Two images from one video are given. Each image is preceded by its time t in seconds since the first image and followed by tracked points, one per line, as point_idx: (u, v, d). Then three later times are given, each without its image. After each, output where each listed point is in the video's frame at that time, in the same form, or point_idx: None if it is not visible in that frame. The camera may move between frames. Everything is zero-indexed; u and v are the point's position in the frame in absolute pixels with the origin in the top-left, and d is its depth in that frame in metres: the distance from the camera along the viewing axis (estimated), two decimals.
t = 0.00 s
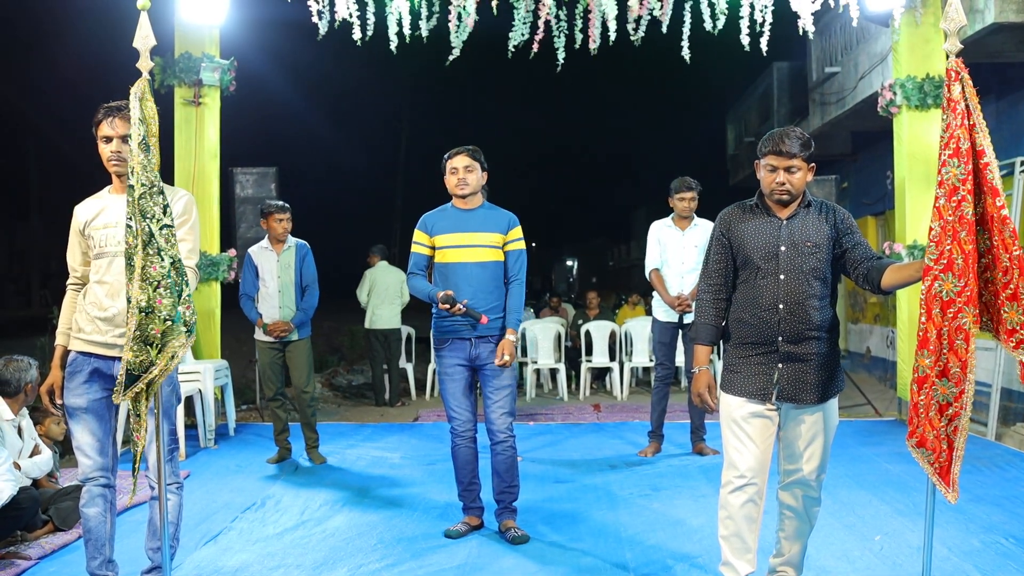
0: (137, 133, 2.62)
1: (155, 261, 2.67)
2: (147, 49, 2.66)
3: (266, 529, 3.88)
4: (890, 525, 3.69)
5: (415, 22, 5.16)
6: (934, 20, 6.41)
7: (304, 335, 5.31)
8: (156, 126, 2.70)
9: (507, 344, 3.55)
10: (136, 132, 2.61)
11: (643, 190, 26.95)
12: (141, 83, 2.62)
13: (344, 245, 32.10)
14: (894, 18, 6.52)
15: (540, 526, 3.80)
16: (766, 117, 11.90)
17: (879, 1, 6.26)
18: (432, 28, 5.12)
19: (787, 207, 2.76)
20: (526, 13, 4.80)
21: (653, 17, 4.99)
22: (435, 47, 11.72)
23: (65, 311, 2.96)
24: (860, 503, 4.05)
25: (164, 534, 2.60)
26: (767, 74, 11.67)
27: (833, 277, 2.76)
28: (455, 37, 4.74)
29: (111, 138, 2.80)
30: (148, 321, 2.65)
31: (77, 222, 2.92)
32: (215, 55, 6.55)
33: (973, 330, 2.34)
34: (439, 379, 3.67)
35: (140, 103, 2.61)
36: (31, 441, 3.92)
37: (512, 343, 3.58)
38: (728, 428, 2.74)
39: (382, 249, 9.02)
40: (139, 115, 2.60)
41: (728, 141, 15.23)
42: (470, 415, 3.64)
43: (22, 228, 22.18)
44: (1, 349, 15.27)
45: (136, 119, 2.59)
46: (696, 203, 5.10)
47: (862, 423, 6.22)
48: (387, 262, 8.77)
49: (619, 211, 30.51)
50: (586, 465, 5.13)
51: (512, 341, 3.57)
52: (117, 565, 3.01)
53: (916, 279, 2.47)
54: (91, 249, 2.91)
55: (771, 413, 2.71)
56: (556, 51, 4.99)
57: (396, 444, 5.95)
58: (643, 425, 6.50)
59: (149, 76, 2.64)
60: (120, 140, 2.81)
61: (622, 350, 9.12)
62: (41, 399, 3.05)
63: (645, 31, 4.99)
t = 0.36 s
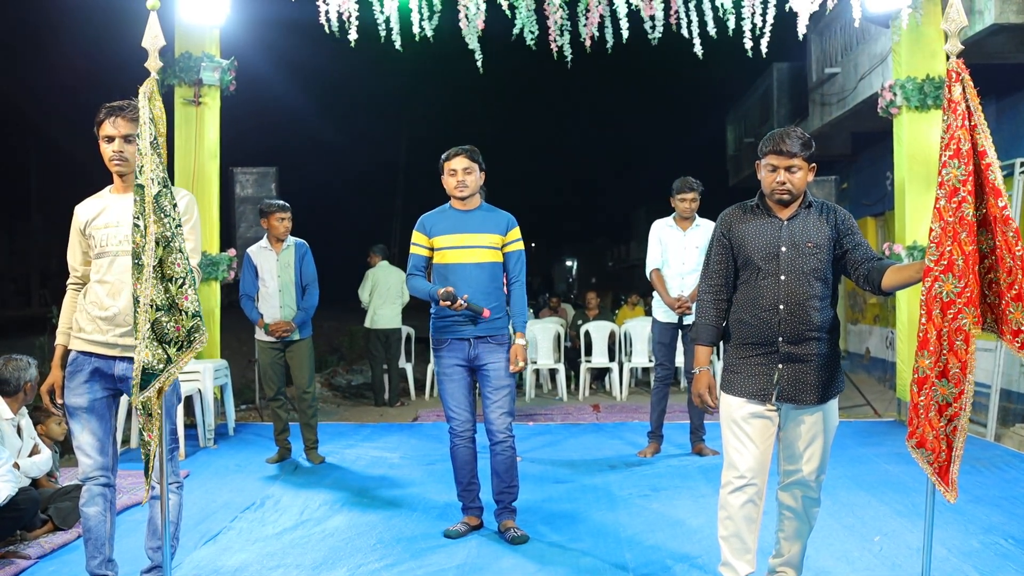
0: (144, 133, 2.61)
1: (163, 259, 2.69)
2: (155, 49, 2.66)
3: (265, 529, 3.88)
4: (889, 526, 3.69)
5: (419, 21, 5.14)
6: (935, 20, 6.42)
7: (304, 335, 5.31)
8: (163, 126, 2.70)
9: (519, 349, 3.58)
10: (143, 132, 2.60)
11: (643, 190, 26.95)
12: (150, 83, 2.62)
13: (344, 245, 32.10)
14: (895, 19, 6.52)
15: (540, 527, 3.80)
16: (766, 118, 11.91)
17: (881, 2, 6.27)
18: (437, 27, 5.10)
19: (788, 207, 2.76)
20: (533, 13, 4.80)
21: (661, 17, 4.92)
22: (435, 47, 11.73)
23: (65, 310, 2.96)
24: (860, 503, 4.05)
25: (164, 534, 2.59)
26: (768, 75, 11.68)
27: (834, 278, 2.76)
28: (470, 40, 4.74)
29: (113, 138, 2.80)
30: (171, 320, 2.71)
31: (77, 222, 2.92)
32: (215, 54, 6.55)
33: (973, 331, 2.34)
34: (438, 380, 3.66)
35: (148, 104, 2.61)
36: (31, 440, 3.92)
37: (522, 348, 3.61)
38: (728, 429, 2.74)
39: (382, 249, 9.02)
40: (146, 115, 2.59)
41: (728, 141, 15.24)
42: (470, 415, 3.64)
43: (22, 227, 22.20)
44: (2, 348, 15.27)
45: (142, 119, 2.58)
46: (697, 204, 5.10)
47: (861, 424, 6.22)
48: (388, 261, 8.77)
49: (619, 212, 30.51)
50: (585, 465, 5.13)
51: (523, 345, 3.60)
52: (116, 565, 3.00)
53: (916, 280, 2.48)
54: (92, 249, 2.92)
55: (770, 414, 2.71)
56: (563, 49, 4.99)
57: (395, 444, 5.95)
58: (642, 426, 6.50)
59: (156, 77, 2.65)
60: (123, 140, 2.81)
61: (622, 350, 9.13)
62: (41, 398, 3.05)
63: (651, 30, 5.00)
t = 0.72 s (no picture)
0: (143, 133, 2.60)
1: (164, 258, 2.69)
2: (154, 49, 2.66)
3: (265, 530, 3.87)
4: (889, 526, 3.69)
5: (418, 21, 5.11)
6: (935, 20, 6.42)
7: (305, 335, 5.30)
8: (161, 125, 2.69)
9: (518, 349, 3.60)
10: (142, 133, 2.60)
11: (642, 191, 26.95)
12: (148, 84, 2.62)
13: (344, 245, 32.11)
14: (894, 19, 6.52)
15: (540, 527, 3.80)
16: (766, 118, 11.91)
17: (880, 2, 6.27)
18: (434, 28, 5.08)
19: (789, 207, 2.76)
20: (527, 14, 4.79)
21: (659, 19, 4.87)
22: (434, 48, 11.73)
23: (65, 311, 2.95)
24: (859, 504, 4.05)
25: (163, 535, 2.59)
26: (767, 75, 11.67)
27: (835, 278, 2.76)
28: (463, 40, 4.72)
29: (112, 139, 2.80)
30: (178, 315, 2.73)
31: (77, 222, 2.92)
32: (214, 55, 6.55)
33: (974, 331, 2.34)
34: (438, 380, 3.66)
35: (145, 104, 2.60)
36: (31, 440, 3.92)
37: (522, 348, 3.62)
38: (729, 428, 2.74)
39: (382, 250, 9.02)
40: (145, 115, 2.59)
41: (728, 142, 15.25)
42: (470, 416, 3.64)
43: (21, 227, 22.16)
44: (1, 348, 15.23)
45: (141, 119, 2.57)
46: (697, 204, 5.10)
47: (861, 424, 6.22)
48: (387, 262, 8.77)
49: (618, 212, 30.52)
50: (585, 466, 5.13)
51: (523, 345, 3.62)
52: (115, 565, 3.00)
53: (917, 280, 2.47)
54: (91, 250, 2.91)
55: (771, 413, 2.71)
56: (558, 50, 4.97)
57: (395, 444, 5.94)
58: (642, 426, 6.50)
59: (155, 77, 2.64)
60: (122, 140, 2.80)
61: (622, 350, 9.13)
62: (40, 399, 3.04)
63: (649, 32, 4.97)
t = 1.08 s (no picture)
0: (145, 134, 2.61)
1: (167, 260, 2.71)
2: (153, 49, 2.65)
3: (265, 530, 3.87)
4: (889, 526, 3.69)
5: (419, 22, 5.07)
6: (934, 20, 6.42)
7: (306, 336, 5.30)
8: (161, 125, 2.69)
9: (517, 348, 3.59)
10: (144, 134, 2.60)
11: (642, 191, 26.96)
12: (146, 83, 2.62)
13: (343, 245, 32.11)
14: (895, 19, 6.52)
15: (541, 527, 3.79)
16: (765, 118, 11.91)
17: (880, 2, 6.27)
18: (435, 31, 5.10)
19: (789, 205, 2.76)
20: (523, 15, 4.78)
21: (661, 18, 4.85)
22: (434, 48, 11.73)
23: (64, 312, 2.94)
24: (860, 504, 4.05)
25: (163, 536, 2.59)
26: (767, 75, 11.67)
27: (835, 277, 2.76)
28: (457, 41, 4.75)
29: (110, 140, 2.79)
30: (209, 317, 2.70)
31: (76, 223, 2.91)
32: (214, 55, 6.54)
33: (974, 332, 2.33)
34: (438, 380, 3.66)
35: (145, 104, 2.59)
36: (30, 441, 3.92)
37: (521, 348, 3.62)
38: (730, 428, 2.74)
39: (382, 250, 9.01)
40: (145, 115, 2.59)
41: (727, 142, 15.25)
42: (470, 416, 3.64)
43: (21, 227, 22.12)
44: None
45: (142, 120, 2.57)
46: (697, 204, 5.10)
47: (861, 424, 6.22)
48: (387, 262, 8.77)
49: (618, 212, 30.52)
50: (585, 466, 5.13)
51: (521, 345, 3.61)
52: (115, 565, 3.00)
53: (917, 280, 2.47)
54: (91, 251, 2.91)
55: (771, 414, 2.70)
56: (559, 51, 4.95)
57: (395, 444, 5.94)
58: (642, 426, 6.51)
59: (153, 77, 2.63)
60: (120, 141, 2.80)
61: (622, 350, 9.13)
62: (39, 400, 3.04)
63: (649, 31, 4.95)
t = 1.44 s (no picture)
0: (144, 135, 2.61)
1: (167, 261, 2.73)
2: (151, 51, 2.65)
3: (266, 531, 3.88)
4: (890, 525, 3.68)
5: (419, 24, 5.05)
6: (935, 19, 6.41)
7: (307, 337, 5.30)
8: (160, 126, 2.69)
9: (519, 349, 3.60)
10: (144, 135, 2.60)
11: (642, 191, 26.95)
12: (144, 84, 2.62)
13: (344, 246, 32.14)
14: (895, 18, 6.52)
15: (541, 528, 3.79)
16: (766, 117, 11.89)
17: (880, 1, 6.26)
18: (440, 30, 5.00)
19: (785, 203, 2.77)
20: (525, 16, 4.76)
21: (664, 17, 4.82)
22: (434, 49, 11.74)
23: (64, 314, 2.95)
24: (860, 503, 4.04)
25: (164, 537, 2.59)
26: (767, 74, 11.66)
27: (833, 275, 2.76)
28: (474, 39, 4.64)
29: (109, 141, 2.80)
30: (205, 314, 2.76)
31: (76, 224, 2.92)
32: (214, 56, 6.54)
33: (973, 331, 2.33)
34: (438, 380, 3.66)
35: (143, 105, 2.59)
36: (31, 443, 3.94)
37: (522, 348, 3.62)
38: (730, 428, 2.75)
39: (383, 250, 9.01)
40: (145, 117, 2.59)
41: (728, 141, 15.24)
42: (470, 416, 3.64)
43: (22, 229, 22.18)
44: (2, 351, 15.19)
45: (141, 122, 2.58)
46: (696, 203, 5.10)
47: (862, 424, 6.22)
48: (387, 263, 8.77)
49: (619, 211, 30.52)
50: (586, 466, 5.13)
51: (522, 345, 3.61)
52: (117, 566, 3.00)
53: (915, 279, 2.47)
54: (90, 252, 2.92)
55: (771, 414, 2.70)
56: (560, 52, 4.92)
57: (396, 445, 5.94)
58: (643, 426, 6.51)
59: (151, 78, 2.63)
60: (119, 143, 2.81)
61: (623, 350, 9.12)
62: (40, 401, 3.05)
63: (652, 30, 4.91)
